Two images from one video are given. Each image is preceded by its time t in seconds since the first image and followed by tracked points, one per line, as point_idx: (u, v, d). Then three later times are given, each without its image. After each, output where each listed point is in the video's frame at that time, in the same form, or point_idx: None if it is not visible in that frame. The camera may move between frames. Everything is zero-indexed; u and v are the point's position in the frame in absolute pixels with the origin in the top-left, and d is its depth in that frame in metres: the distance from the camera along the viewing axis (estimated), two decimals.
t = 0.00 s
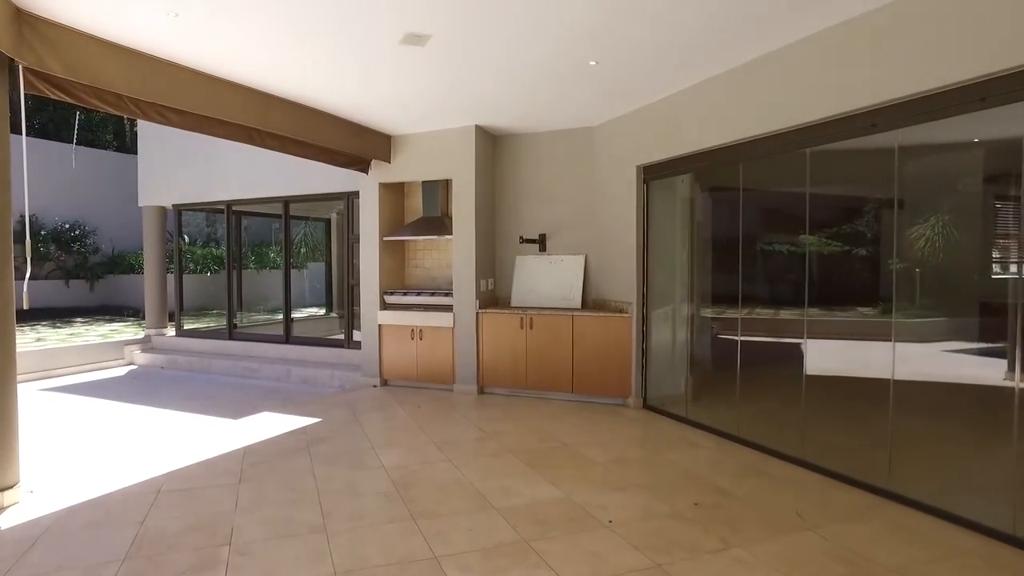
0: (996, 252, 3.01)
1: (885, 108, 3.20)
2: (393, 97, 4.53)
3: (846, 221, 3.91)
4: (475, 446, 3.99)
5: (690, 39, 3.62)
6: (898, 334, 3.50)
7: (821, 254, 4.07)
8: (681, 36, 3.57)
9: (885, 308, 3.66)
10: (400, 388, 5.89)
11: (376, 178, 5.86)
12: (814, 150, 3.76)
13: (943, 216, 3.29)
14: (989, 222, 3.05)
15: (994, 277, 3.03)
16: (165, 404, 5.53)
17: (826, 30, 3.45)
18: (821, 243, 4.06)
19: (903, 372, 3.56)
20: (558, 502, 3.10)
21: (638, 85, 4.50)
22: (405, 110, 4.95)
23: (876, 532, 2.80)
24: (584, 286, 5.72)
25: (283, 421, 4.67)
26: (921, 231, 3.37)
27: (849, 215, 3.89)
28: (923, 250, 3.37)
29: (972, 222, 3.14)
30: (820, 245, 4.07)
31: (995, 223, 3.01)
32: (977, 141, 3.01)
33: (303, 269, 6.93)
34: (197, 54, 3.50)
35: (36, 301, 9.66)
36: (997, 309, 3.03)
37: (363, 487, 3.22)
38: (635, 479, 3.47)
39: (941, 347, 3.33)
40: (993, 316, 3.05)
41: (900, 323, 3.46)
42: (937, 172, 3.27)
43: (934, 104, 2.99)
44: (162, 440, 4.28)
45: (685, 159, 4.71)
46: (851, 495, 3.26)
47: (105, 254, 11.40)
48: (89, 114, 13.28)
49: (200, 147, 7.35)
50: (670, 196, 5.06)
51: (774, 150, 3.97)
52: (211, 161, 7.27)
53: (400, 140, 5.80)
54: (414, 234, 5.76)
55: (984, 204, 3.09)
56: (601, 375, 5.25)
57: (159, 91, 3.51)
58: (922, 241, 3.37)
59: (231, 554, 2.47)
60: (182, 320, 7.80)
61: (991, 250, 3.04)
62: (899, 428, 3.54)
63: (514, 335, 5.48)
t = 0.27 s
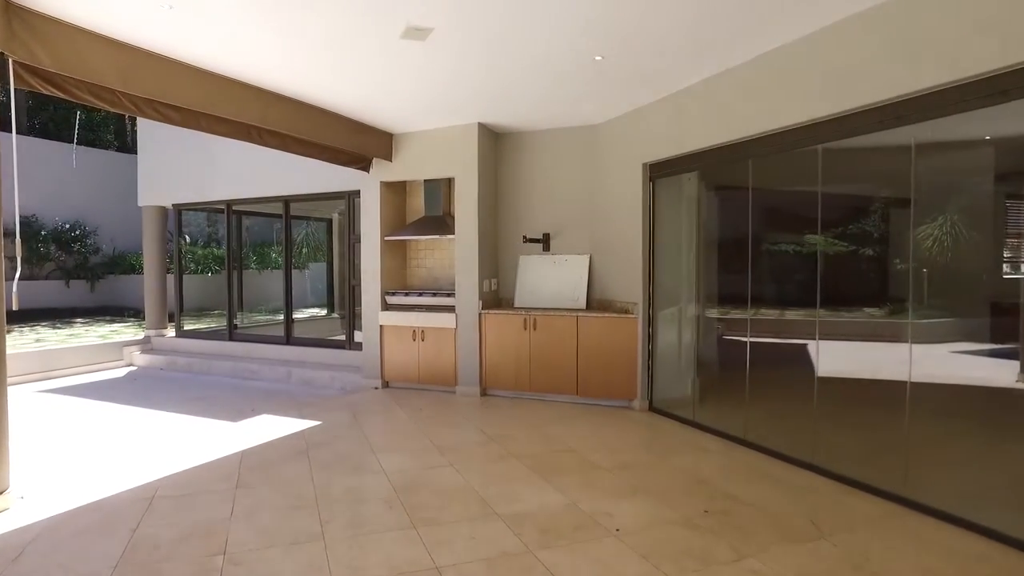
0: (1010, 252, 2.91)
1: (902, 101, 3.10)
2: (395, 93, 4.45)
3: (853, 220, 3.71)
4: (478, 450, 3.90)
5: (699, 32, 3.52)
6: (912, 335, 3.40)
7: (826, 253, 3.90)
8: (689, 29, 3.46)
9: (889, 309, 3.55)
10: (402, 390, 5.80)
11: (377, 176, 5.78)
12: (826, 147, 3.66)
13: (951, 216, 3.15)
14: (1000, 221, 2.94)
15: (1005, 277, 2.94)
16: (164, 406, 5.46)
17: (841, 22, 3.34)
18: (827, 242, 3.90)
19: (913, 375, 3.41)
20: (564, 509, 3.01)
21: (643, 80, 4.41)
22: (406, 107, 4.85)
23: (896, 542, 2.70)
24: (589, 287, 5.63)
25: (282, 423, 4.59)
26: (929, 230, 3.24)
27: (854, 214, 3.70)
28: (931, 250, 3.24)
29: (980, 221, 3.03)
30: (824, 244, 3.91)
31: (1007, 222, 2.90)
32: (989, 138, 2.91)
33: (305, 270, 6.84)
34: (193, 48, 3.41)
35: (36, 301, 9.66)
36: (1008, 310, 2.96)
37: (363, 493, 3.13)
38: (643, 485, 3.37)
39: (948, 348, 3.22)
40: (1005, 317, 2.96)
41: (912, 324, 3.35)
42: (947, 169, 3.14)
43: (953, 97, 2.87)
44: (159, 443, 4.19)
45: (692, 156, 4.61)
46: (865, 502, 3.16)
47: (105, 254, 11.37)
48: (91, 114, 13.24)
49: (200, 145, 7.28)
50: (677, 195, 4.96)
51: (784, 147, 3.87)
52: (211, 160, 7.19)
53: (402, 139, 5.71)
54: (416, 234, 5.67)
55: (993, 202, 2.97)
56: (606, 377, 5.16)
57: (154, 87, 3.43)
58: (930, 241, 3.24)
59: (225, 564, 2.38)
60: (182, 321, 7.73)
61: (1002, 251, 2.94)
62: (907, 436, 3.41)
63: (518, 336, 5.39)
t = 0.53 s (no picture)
0: None
1: (920, 97, 2.95)
2: (398, 91, 4.36)
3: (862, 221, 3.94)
4: (482, 456, 3.81)
5: (709, 26, 3.40)
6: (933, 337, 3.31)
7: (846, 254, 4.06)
8: (699, 23, 3.35)
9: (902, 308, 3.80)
10: (405, 393, 5.71)
11: (380, 176, 5.69)
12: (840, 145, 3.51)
13: (961, 216, 3.20)
14: (1016, 220, 2.98)
15: (1018, 278, 2.96)
16: (164, 408, 5.39)
17: (858, 15, 3.20)
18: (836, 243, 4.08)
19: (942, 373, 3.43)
20: (571, 519, 2.91)
21: (650, 77, 4.29)
22: (408, 104, 4.76)
23: (917, 555, 2.59)
24: (596, 288, 5.52)
25: (283, 427, 4.51)
26: (940, 231, 3.25)
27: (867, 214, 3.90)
28: (943, 250, 3.25)
29: (996, 221, 3.08)
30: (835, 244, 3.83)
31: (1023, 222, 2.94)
32: (1005, 134, 2.82)
33: (308, 270, 6.75)
34: (192, 43, 3.33)
35: (39, 301, 9.66)
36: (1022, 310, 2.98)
37: (364, 501, 3.04)
38: (653, 494, 3.27)
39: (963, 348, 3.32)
40: (1018, 317, 2.99)
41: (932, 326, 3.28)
42: (960, 168, 3.18)
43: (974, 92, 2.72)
44: (157, 448, 4.12)
45: (701, 154, 4.50)
46: (883, 513, 3.05)
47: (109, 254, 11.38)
48: (94, 114, 13.22)
49: (202, 144, 7.21)
50: (685, 194, 4.85)
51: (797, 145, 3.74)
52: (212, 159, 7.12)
53: (406, 137, 5.62)
54: (419, 234, 5.58)
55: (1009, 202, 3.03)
56: (613, 381, 5.06)
57: (151, 84, 3.35)
58: (941, 242, 3.25)
59: None
60: (185, 321, 7.67)
61: (1017, 250, 2.97)
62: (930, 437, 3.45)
63: (523, 339, 5.30)
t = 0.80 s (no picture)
0: None
1: (943, 91, 2.83)
2: (402, 86, 4.28)
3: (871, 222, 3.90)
4: (487, 461, 3.72)
5: (720, 18, 3.29)
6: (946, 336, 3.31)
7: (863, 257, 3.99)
8: (710, 15, 3.24)
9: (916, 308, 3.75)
10: (410, 394, 5.63)
11: (384, 174, 5.62)
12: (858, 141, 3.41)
13: (975, 215, 3.11)
14: None
15: None
16: (166, 409, 5.33)
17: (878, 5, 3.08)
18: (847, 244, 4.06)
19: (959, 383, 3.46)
20: (579, 527, 2.82)
21: (660, 71, 4.18)
22: (413, 100, 4.66)
23: (940, 567, 2.49)
24: (603, 288, 5.42)
25: (286, 429, 4.44)
26: (949, 232, 3.20)
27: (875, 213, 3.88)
28: (953, 250, 3.21)
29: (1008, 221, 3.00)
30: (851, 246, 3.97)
31: None
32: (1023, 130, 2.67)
33: (313, 270, 6.69)
34: (190, 38, 3.26)
35: (44, 300, 9.75)
36: None
37: (365, 508, 2.96)
38: (663, 501, 3.18)
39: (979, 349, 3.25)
40: None
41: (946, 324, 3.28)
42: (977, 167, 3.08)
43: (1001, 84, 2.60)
44: (157, 451, 4.05)
45: (711, 152, 4.40)
46: (902, 522, 2.94)
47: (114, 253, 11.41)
48: (100, 114, 13.27)
49: (205, 143, 7.15)
50: (696, 193, 4.75)
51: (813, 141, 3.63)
52: (215, 158, 7.07)
53: (410, 135, 5.54)
54: (424, 233, 5.50)
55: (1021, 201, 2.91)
56: (622, 383, 4.97)
57: (150, 80, 3.29)
58: (950, 242, 3.20)
59: None
60: (189, 321, 7.63)
61: None
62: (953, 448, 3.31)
63: (530, 340, 5.20)
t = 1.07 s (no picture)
0: None
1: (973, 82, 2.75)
2: (407, 82, 4.20)
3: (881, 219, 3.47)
4: (494, 464, 3.63)
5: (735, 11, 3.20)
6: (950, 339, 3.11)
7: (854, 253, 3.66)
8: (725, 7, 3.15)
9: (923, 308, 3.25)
10: (415, 396, 5.55)
11: (389, 172, 5.54)
12: (880, 136, 3.31)
13: (981, 215, 2.92)
14: None
15: None
16: (169, 410, 5.27)
17: None
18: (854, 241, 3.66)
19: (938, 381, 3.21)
20: (590, 535, 2.73)
21: (674, 67, 4.11)
22: (417, 97, 4.58)
23: None
24: (611, 288, 5.34)
25: (289, 431, 4.37)
26: (960, 230, 3.02)
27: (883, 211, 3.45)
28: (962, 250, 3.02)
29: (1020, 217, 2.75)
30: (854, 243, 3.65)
31: None
32: None
33: (317, 269, 6.61)
34: (190, 32, 3.19)
35: (50, 300, 9.78)
36: None
37: (369, 514, 2.88)
38: (675, 507, 3.08)
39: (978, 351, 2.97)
40: None
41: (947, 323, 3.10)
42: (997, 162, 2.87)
43: None
44: (158, 453, 3.99)
45: (724, 149, 4.32)
46: (925, 531, 2.83)
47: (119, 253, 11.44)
48: (105, 113, 13.33)
49: (209, 141, 7.10)
50: (706, 191, 4.65)
51: (831, 137, 3.54)
52: (220, 156, 7.02)
53: (415, 132, 5.47)
54: (429, 232, 5.41)
55: None
56: (630, 385, 4.87)
57: (150, 75, 3.22)
58: (961, 241, 3.02)
59: None
60: (192, 321, 7.58)
61: None
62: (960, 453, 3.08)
63: (536, 341, 5.12)
